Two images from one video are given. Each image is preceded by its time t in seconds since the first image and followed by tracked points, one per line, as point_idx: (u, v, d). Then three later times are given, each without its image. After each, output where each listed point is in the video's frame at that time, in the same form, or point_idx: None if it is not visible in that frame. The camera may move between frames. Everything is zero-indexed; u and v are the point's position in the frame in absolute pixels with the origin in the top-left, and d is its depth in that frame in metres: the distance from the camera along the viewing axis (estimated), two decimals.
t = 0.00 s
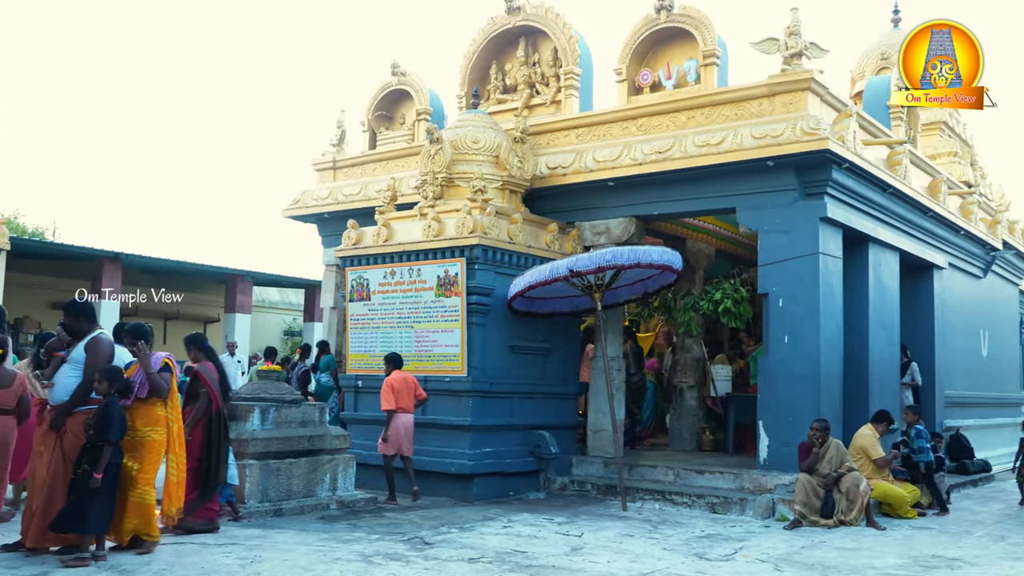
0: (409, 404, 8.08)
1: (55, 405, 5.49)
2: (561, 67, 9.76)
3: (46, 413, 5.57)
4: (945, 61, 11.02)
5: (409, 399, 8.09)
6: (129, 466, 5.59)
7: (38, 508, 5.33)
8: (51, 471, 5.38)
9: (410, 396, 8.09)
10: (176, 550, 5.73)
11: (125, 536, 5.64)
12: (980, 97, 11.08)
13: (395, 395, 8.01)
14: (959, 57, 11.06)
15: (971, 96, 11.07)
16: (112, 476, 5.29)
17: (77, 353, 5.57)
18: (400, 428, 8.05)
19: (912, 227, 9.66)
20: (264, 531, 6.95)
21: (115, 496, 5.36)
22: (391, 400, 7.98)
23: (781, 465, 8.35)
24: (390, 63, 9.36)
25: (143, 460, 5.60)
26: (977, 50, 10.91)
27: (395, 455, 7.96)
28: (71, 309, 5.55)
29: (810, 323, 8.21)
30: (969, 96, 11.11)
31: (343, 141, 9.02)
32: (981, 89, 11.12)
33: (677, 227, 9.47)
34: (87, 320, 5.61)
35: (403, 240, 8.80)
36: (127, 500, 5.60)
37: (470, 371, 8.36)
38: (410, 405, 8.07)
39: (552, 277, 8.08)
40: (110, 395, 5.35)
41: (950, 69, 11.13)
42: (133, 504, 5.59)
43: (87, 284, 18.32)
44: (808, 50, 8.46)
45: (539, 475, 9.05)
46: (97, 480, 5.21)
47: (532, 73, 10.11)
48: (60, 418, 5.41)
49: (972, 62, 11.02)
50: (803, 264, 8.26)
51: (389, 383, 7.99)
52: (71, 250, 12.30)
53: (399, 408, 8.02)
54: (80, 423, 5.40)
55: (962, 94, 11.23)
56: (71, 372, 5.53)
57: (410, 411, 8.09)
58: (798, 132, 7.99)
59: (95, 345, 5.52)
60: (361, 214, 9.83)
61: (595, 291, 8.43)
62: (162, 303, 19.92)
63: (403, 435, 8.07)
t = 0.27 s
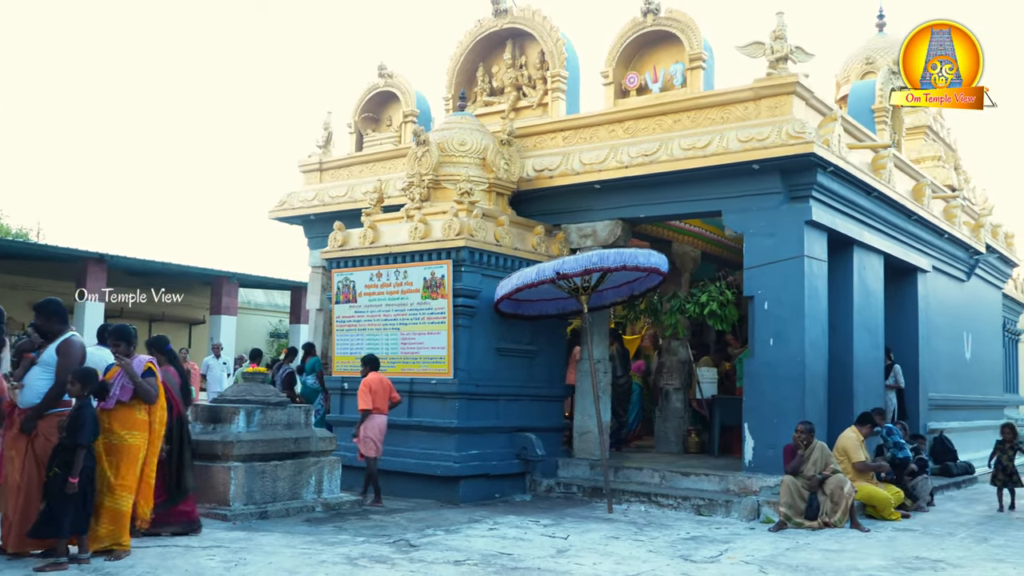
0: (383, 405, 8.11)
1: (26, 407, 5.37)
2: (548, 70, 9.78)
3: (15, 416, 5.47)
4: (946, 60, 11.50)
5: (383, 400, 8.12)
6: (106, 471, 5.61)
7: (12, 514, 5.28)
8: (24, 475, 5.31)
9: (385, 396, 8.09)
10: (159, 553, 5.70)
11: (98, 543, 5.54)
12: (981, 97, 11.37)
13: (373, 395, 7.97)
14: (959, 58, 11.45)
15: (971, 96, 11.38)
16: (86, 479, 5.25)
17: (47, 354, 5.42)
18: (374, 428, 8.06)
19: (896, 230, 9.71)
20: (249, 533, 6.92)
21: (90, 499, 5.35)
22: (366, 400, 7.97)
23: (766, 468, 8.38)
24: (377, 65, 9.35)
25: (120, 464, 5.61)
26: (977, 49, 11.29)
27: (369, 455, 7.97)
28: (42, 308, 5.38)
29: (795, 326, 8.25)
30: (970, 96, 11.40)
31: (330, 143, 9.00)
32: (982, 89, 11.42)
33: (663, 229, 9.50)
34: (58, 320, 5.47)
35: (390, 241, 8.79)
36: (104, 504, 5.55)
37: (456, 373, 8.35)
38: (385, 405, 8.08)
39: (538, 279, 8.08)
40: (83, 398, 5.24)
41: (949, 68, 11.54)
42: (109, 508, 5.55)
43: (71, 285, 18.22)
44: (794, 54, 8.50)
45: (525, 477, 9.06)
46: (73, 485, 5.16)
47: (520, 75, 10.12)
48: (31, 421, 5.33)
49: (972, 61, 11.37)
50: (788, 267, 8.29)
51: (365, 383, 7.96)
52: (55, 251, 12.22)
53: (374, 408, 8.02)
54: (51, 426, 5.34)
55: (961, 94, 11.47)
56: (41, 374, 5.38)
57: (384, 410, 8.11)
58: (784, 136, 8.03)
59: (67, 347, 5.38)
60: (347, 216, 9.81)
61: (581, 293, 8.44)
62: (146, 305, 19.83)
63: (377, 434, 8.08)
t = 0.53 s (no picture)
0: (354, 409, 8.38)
1: None
2: (533, 73, 9.80)
3: None
4: (946, 60, 11.94)
5: (353, 404, 8.39)
6: (87, 475, 5.48)
7: None
8: None
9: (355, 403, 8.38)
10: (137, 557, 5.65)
11: (75, 546, 5.50)
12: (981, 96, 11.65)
13: (346, 400, 8.20)
14: (960, 57, 11.83)
15: (972, 95, 11.68)
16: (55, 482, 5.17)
17: (12, 354, 5.31)
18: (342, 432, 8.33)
19: (878, 234, 9.78)
20: (230, 536, 6.88)
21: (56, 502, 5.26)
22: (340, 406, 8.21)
23: (748, 470, 8.40)
24: (361, 66, 9.34)
25: (98, 469, 5.49)
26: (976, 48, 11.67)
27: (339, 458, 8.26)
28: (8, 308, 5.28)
29: (778, 329, 8.29)
30: (970, 96, 11.70)
31: (314, 144, 8.98)
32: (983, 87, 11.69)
33: (647, 232, 9.53)
34: (24, 319, 5.37)
35: (374, 243, 8.77)
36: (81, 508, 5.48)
37: (440, 376, 8.34)
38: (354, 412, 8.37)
39: (522, 281, 8.08)
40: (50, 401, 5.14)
41: (950, 69, 11.93)
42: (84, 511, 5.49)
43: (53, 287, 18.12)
44: (777, 59, 8.54)
45: (508, 480, 9.06)
46: (42, 489, 5.09)
47: (504, 78, 10.13)
48: None
49: (972, 61, 11.73)
50: (771, 270, 8.33)
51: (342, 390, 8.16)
52: (35, 252, 12.13)
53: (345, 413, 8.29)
54: (15, 426, 5.26)
55: (962, 94, 11.81)
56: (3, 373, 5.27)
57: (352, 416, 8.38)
58: (767, 140, 8.07)
59: (33, 347, 5.28)
60: (331, 218, 9.80)
61: (566, 296, 8.45)
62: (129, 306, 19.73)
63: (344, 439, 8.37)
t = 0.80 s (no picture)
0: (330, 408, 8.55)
1: None
2: (518, 75, 9.82)
3: None
4: (946, 61, 12.36)
5: (329, 403, 8.55)
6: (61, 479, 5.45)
7: None
8: None
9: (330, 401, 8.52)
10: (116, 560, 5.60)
11: (53, 551, 5.46)
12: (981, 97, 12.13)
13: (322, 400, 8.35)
14: (960, 58, 12.29)
15: (972, 96, 12.16)
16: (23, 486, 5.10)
17: None
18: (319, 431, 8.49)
19: (861, 237, 9.84)
20: (213, 539, 6.85)
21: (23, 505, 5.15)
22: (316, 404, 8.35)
23: (732, 472, 8.43)
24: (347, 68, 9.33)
25: (76, 474, 5.48)
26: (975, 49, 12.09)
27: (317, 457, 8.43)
28: None
29: (761, 331, 8.32)
30: (970, 96, 12.21)
31: (299, 145, 8.96)
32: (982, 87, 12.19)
33: (631, 235, 9.55)
34: None
35: (359, 245, 8.76)
36: (58, 512, 5.47)
37: (424, 377, 8.33)
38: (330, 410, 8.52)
39: (507, 283, 8.08)
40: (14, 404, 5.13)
41: (950, 69, 12.37)
42: (64, 517, 5.46)
43: (34, 287, 17.99)
44: (761, 62, 8.58)
45: (493, 482, 9.06)
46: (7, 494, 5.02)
47: (490, 80, 10.15)
48: None
49: (971, 62, 12.19)
50: (755, 272, 8.36)
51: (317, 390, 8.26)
52: (16, 254, 12.04)
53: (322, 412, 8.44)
54: None
55: (962, 94, 12.27)
56: None
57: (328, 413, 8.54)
58: (751, 143, 8.10)
59: None
60: (315, 219, 9.78)
61: (550, 298, 8.45)
62: (111, 307, 19.61)
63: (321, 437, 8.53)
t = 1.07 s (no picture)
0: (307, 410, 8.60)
1: None
2: (506, 76, 9.83)
3: None
4: (947, 60, 12.47)
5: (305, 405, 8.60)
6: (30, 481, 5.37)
7: None
8: None
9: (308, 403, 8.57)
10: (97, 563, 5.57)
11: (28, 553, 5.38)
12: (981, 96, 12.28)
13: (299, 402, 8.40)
14: (960, 58, 12.42)
15: (972, 95, 12.32)
16: None
17: None
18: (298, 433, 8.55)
19: (846, 239, 9.89)
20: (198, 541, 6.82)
21: None
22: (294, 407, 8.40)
23: (718, 473, 8.45)
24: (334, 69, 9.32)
25: (45, 478, 5.39)
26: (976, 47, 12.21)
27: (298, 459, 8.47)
28: None
29: (747, 333, 8.35)
30: (970, 95, 12.36)
31: (286, 146, 8.94)
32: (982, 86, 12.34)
33: (619, 237, 9.57)
34: None
35: (346, 246, 8.75)
36: (30, 514, 5.39)
37: (411, 379, 8.32)
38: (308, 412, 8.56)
39: (495, 285, 8.07)
40: None
41: (950, 68, 12.48)
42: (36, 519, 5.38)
43: (18, 288, 17.85)
44: (748, 65, 8.62)
45: (479, 483, 9.06)
46: None
47: (477, 81, 10.16)
48: None
49: (971, 62, 12.33)
50: (741, 274, 8.39)
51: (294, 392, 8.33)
52: None
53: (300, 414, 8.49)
54: None
55: (962, 94, 12.42)
56: None
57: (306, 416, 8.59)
58: (738, 145, 8.13)
59: None
60: (302, 220, 9.77)
61: (537, 299, 8.46)
62: (96, 309, 19.49)
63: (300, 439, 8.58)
